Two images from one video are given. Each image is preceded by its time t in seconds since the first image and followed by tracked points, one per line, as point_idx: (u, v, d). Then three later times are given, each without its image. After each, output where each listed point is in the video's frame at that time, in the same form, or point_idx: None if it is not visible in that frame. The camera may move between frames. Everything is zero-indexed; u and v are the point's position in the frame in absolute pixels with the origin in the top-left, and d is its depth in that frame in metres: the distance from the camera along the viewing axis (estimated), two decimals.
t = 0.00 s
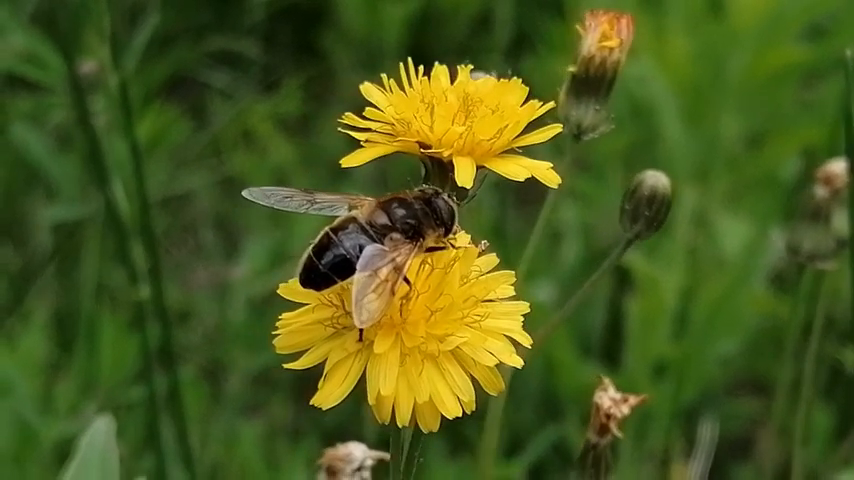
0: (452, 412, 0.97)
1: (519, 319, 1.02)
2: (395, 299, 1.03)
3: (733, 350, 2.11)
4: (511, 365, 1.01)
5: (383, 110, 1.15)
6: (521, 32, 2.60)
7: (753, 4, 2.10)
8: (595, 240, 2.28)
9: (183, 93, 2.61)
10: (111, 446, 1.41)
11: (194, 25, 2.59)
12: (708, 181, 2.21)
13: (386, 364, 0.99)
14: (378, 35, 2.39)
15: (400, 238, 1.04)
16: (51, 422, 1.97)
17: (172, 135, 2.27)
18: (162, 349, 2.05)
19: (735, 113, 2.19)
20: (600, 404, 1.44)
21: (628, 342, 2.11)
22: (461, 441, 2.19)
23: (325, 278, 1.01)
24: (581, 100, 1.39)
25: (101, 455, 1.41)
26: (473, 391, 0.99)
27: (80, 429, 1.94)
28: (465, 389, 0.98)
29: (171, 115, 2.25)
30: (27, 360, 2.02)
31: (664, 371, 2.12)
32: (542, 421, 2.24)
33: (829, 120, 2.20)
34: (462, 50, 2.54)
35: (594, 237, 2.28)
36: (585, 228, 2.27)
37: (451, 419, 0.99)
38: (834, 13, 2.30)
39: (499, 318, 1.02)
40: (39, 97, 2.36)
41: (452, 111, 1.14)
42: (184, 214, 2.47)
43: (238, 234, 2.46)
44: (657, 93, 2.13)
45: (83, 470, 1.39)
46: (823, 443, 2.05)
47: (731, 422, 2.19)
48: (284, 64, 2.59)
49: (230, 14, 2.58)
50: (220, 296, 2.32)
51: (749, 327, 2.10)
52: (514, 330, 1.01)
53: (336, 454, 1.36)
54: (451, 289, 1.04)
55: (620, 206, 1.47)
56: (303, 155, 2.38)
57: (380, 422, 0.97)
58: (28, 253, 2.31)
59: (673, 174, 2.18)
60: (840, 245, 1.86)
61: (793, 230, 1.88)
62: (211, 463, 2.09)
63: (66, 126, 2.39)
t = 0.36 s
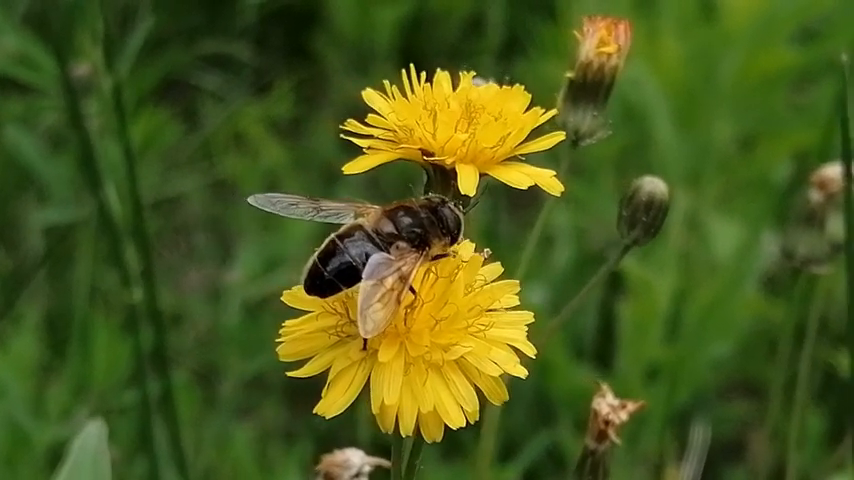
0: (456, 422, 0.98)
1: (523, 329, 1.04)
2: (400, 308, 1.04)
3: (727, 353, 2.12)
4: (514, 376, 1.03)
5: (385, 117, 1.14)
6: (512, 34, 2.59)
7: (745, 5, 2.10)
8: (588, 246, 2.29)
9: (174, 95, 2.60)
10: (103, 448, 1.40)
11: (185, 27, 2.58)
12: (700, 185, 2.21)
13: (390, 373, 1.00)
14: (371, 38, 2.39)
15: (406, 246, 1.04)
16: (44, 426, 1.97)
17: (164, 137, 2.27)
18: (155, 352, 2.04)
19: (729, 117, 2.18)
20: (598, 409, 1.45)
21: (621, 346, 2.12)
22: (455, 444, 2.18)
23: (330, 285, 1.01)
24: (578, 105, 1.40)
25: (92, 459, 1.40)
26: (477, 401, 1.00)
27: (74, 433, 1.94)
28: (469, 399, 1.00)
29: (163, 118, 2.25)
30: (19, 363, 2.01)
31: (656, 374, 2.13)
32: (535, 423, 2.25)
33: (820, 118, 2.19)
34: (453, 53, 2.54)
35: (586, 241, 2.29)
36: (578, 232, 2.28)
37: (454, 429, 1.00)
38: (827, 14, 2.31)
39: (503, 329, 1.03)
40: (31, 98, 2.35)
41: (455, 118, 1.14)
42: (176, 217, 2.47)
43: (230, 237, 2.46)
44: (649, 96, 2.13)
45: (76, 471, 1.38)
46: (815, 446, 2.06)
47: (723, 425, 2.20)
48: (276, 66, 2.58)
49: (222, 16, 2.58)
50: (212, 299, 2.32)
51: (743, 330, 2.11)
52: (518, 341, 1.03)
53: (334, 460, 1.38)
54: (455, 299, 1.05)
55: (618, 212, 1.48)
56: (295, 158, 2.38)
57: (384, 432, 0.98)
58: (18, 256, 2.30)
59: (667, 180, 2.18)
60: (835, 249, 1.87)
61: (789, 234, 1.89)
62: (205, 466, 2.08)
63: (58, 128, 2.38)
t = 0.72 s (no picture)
0: (449, 433, 0.98)
1: (517, 338, 1.03)
2: (392, 319, 1.03)
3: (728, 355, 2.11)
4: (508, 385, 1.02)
5: (381, 124, 1.14)
6: (514, 36, 2.58)
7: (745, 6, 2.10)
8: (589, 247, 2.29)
9: (176, 96, 2.61)
10: (104, 452, 1.40)
11: (185, 28, 2.58)
12: (700, 186, 2.21)
13: (382, 384, 1.00)
14: (371, 39, 2.39)
15: (398, 257, 1.03)
16: (45, 428, 1.97)
17: (165, 139, 2.27)
18: (156, 354, 2.04)
19: (730, 118, 2.18)
20: (596, 415, 1.44)
21: (622, 348, 2.11)
22: (456, 447, 2.18)
23: (322, 298, 1.01)
24: (577, 110, 1.39)
25: (93, 460, 1.40)
26: (470, 411, 1.00)
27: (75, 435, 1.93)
28: (462, 409, 1.00)
29: (164, 119, 2.24)
30: (20, 365, 2.01)
31: (658, 376, 2.12)
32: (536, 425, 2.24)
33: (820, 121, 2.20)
34: (454, 54, 2.54)
35: (586, 241, 2.30)
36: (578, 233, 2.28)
37: (447, 439, 1.00)
38: (826, 16, 2.31)
39: (497, 338, 1.03)
40: (32, 100, 2.35)
41: (450, 125, 1.13)
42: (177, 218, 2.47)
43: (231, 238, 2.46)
44: (649, 97, 2.13)
45: (76, 472, 1.38)
46: (817, 447, 2.05)
47: (724, 427, 2.19)
48: (277, 68, 2.58)
49: (223, 17, 2.58)
50: (213, 301, 2.32)
51: (743, 331, 2.10)
52: (513, 349, 1.02)
53: (332, 465, 1.36)
54: (448, 309, 1.05)
55: (617, 216, 1.48)
56: (296, 159, 2.38)
57: (376, 443, 0.98)
58: (20, 257, 2.30)
59: (666, 183, 2.19)
60: (833, 251, 1.86)
61: (787, 236, 1.89)
62: (206, 468, 2.08)
63: (59, 129, 2.38)
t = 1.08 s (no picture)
0: (430, 439, 0.98)
1: (498, 344, 1.03)
2: (372, 326, 1.03)
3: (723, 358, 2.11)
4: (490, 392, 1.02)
5: (363, 129, 1.14)
6: (511, 38, 2.60)
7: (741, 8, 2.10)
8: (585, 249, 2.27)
9: (173, 97, 2.61)
10: (102, 455, 1.41)
11: (183, 29, 2.59)
12: (697, 188, 2.20)
13: (362, 392, 1.00)
14: (369, 41, 2.39)
15: (376, 264, 1.03)
16: (41, 430, 1.97)
17: (162, 141, 2.27)
18: (152, 356, 2.04)
19: (725, 120, 2.17)
20: (585, 419, 1.44)
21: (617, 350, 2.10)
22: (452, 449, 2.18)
23: (301, 306, 1.02)
24: (568, 115, 1.38)
25: (90, 462, 1.41)
26: (450, 418, 1.00)
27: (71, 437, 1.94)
28: (442, 416, 0.99)
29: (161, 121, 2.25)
30: (16, 366, 2.02)
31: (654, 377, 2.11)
32: (531, 427, 2.24)
33: (816, 123, 2.18)
34: (451, 56, 2.54)
35: (583, 243, 2.29)
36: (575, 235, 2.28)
37: (428, 446, 1.00)
38: (823, 18, 2.31)
39: (478, 344, 1.03)
40: (29, 102, 2.36)
41: (432, 131, 1.13)
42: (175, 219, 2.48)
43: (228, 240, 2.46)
44: (645, 99, 2.12)
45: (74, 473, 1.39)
46: (812, 449, 2.05)
47: (720, 429, 2.19)
48: (274, 70, 2.59)
49: (220, 18, 2.58)
50: (210, 302, 2.33)
51: (739, 333, 2.09)
52: (493, 356, 1.02)
53: (320, 470, 1.36)
54: (428, 316, 1.05)
55: (608, 222, 1.47)
56: (293, 161, 2.38)
57: (356, 450, 0.98)
58: (17, 258, 2.31)
59: (663, 185, 2.18)
60: (828, 253, 1.85)
61: (782, 239, 1.88)
62: (202, 470, 2.08)
63: (56, 131, 2.39)
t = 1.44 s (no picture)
0: (416, 438, 0.97)
1: (485, 343, 1.03)
2: (358, 324, 1.03)
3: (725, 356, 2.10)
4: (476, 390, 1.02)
5: (351, 127, 1.14)
6: (515, 37, 2.59)
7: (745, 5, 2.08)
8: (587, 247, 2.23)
9: (176, 96, 2.62)
10: (101, 452, 1.41)
11: (185, 29, 2.59)
12: (700, 185, 2.20)
13: (347, 390, 1.00)
14: (372, 39, 2.38)
15: (362, 262, 1.04)
16: (43, 428, 1.98)
17: (165, 139, 2.27)
18: (154, 354, 2.05)
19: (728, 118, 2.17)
20: (579, 416, 1.44)
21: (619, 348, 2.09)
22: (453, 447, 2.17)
23: (286, 303, 1.02)
24: (555, 111, 1.38)
25: (87, 463, 1.41)
26: (437, 416, 0.99)
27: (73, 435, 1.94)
28: (428, 413, 0.99)
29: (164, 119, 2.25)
30: (18, 364, 2.03)
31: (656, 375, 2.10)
32: (533, 424, 2.24)
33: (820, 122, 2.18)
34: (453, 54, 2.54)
35: (584, 241, 2.28)
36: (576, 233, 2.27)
37: (414, 444, 0.99)
38: (826, 15, 2.30)
39: (464, 342, 1.03)
40: (32, 101, 2.37)
41: (420, 128, 1.13)
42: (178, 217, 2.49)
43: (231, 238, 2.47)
44: (648, 96, 2.10)
45: (73, 472, 1.40)
46: (815, 447, 2.04)
47: (723, 427, 2.18)
48: (277, 68, 2.59)
49: (223, 16, 2.59)
50: (212, 300, 2.33)
51: (741, 331, 2.09)
52: (480, 354, 1.02)
53: (312, 468, 1.37)
54: (414, 314, 1.05)
55: (597, 218, 1.47)
56: (296, 160, 2.39)
57: (342, 449, 0.98)
58: (21, 257, 2.32)
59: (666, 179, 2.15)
60: (832, 251, 1.84)
61: (785, 236, 1.87)
62: (205, 467, 2.08)
63: (59, 130, 2.40)
